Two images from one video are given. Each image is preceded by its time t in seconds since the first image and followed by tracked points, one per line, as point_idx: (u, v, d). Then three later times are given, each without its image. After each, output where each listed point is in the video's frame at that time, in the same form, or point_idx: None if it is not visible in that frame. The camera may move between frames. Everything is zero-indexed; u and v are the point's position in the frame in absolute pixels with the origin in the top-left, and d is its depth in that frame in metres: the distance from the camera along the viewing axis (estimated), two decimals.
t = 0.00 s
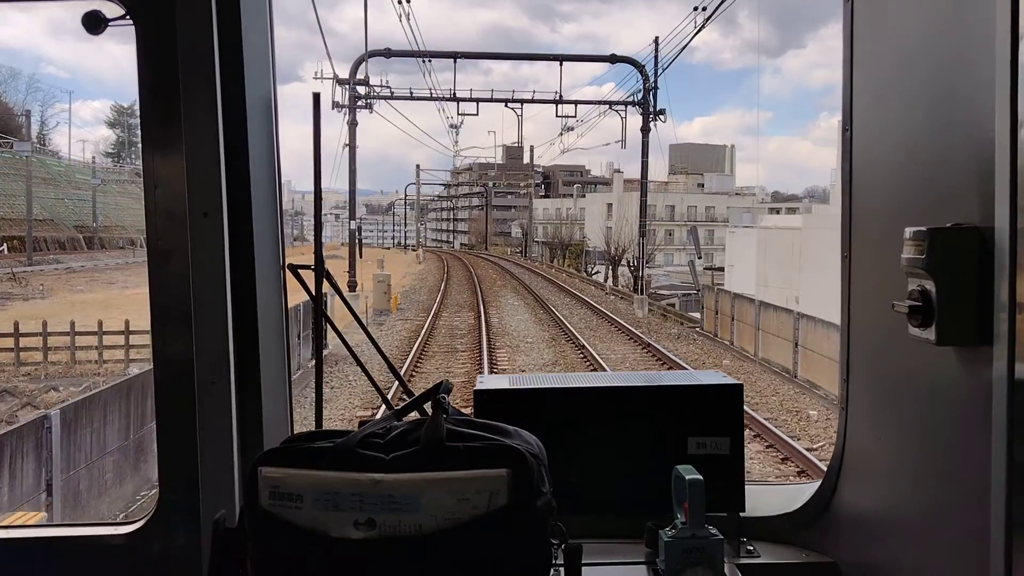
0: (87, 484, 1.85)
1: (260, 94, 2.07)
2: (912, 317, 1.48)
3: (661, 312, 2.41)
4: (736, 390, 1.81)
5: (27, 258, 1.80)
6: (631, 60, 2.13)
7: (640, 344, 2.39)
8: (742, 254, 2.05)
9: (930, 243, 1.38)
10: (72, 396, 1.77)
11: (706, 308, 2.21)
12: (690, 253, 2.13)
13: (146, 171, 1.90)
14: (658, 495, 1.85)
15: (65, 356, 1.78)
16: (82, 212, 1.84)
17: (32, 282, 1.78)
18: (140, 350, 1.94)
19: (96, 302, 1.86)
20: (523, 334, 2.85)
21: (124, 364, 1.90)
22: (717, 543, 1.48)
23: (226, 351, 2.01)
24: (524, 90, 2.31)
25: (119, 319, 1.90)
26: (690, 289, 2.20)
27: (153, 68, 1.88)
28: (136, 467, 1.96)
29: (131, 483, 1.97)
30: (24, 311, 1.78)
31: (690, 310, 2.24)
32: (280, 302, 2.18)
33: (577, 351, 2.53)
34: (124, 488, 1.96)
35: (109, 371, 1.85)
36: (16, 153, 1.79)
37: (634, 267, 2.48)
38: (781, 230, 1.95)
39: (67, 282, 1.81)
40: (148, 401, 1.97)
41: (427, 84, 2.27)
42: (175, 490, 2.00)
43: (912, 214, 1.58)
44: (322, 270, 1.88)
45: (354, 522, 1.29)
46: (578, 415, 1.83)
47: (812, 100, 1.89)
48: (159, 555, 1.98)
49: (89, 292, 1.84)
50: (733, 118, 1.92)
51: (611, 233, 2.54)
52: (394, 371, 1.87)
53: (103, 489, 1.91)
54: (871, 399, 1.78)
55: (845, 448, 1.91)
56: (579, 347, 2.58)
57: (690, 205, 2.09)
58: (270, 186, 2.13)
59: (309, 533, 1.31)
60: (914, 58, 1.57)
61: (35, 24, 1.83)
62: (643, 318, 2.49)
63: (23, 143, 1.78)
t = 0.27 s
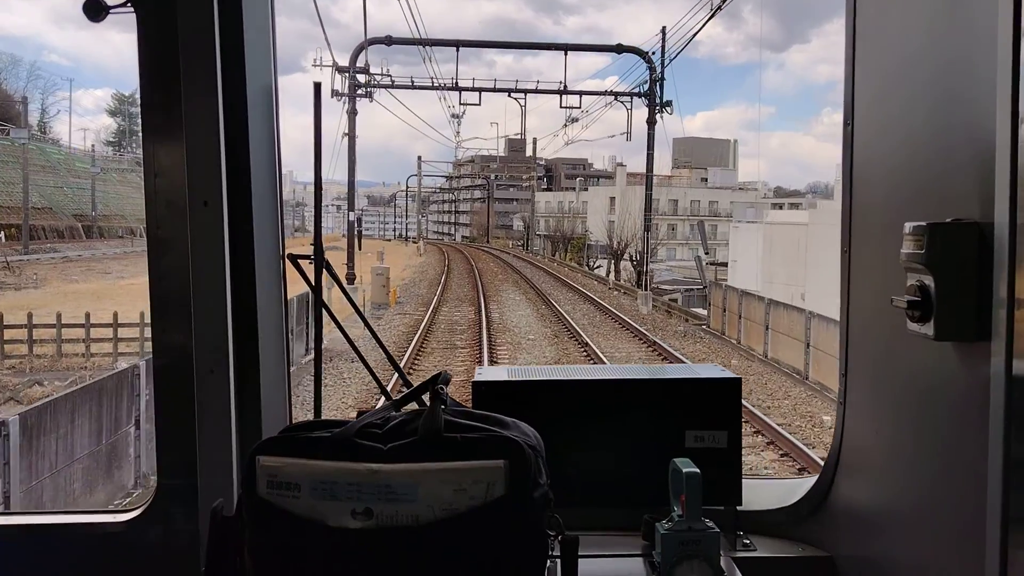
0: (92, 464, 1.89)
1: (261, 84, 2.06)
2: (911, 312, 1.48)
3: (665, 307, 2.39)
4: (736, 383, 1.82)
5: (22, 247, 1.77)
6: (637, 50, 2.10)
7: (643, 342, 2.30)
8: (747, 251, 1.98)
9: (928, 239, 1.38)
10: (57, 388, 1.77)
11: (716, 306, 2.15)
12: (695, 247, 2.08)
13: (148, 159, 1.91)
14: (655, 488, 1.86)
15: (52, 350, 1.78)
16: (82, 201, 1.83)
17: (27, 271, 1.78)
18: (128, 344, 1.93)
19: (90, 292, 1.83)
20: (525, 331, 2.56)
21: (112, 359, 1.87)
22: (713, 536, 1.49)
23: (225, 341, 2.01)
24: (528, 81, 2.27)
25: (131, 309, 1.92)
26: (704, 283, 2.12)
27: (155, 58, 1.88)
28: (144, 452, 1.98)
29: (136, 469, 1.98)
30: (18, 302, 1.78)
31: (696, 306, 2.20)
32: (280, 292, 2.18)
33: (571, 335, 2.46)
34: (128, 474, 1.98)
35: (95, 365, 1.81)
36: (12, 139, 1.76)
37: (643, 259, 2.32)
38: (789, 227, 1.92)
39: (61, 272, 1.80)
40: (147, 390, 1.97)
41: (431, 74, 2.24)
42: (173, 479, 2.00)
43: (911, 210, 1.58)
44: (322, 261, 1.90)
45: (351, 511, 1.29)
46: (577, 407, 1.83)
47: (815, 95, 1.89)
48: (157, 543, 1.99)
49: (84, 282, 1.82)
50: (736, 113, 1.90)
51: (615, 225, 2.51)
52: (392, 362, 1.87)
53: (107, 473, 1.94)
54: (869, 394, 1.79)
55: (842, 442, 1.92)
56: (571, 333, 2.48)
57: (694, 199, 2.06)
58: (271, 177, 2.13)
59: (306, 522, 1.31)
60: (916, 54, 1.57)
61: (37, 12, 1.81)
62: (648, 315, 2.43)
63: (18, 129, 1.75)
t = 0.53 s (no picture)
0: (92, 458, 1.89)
1: (262, 75, 2.06)
2: (912, 307, 1.48)
3: (671, 306, 2.21)
4: (736, 377, 1.81)
5: (18, 239, 1.77)
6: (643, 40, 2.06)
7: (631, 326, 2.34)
8: (752, 245, 1.98)
9: (931, 234, 1.38)
10: (40, 387, 1.76)
11: (722, 303, 2.10)
12: (706, 243, 2.01)
13: (148, 150, 1.90)
14: (655, 481, 1.86)
15: (36, 347, 1.78)
16: (81, 191, 1.84)
17: (21, 263, 1.79)
18: (116, 341, 1.89)
19: (84, 284, 1.84)
20: (528, 328, 2.54)
21: (99, 356, 1.85)
22: (712, 530, 1.49)
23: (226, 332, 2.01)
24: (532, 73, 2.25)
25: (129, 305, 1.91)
26: (709, 281, 2.06)
27: (156, 48, 1.87)
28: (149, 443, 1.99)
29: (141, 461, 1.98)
30: (7, 294, 1.79)
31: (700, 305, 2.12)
32: (280, 284, 2.18)
33: (575, 336, 2.40)
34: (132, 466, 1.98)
35: (81, 363, 1.81)
36: (8, 130, 1.77)
37: (649, 256, 2.25)
38: (795, 223, 1.93)
39: (56, 264, 1.81)
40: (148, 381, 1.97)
41: (433, 65, 2.23)
42: (173, 470, 2.00)
43: (914, 205, 1.57)
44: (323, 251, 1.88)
45: (350, 502, 1.29)
46: (577, 400, 1.83)
47: (818, 91, 1.89)
48: (158, 533, 2.00)
49: (78, 274, 1.83)
50: (739, 108, 1.90)
51: (617, 221, 2.36)
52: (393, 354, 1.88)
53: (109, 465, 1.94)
54: (869, 389, 1.78)
55: (842, 436, 1.92)
56: (576, 333, 2.43)
57: (696, 194, 2.06)
58: (272, 169, 2.13)
59: (306, 512, 1.31)
60: (919, 49, 1.57)
61: (41, 5, 1.82)
62: (652, 313, 2.28)
63: (15, 120, 1.76)
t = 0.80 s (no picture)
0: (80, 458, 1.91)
1: (262, 74, 2.06)
2: (912, 306, 1.48)
3: (677, 308, 2.19)
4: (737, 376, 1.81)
5: (15, 237, 1.81)
6: (647, 34, 2.05)
7: (636, 327, 2.31)
8: (757, 243, 2.00)
9: (931, 234, 1.37)
10: (21, 391, 1.81)
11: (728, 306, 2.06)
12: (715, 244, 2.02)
13: (148, 149, 1.91)
14: (655, 480, 1.86)
15: (18, 351, 1.82)
16: (80, 189, 1.85)
17: (14, 263, 1.82)
18: (101, 345, 1.90)
19: (75, 285, 1.85)
20: (530, 331, 2.42)
21: (83, 361, 1.86)
22: (711, 529, 1.49)
23: (227, 331, 2.01)
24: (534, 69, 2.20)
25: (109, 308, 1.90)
26: (712, 280, 2.04)
27: (156, 47, 1.87)
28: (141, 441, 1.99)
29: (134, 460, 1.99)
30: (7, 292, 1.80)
31: (702, 304, 2.10)
32: (280, 283, 2.18)
33: (578, 338, 2.35)
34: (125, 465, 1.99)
35: (63, 368, 1.83)
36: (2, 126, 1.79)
37: (651, 257, 2.18)
38: (801, 222, 1.95)
39: (50, 263, 1.84)
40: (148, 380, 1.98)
41: (432, 60, 2.19)
42: (173, 469, 2.00)
43: (914, 203, 1.57)
44: (321, 248, 1.90)
45: (350, 501, 1.29)
46: (578, 399, 1.84)
47: (819, 89, 1.89)
48: (158, 531, 2.00)
49: (68, 274, 1.85)
50: (740, 107, 1.90)
51: (619, 221, 2.26)
52: (393, 353, 1.88)
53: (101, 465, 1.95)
54: (870, 388, 1.78)
55: (843, 436, 1.92)
56: (577, 331, 2.41)
57: (701, 193, 2.06)
58: (273, 168, 2.13)
59: (306, 511, 1.31)
60: (920, 47, 1.56)
61: (42, 3, 1.82)
62: (659, 315, 2.25)
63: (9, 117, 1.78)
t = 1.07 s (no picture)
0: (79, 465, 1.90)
1: (263, 72, 2.06)
2: (913, 305, 1.48)
3: (683, 309, 2.16)
4: (738, 375, 1.81)
5: (9, 237, 1.79)
6: (652, 27, 2.06)
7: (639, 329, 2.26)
8: (759, 244, 1.96)
9: (932, 233, 1.37)
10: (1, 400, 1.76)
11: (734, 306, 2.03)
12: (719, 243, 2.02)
13: (149, 148, 1.91)
14: (656, 479, 1.86)
15: None
16: (78, 188, 1.85)
17: (4, 263, 1.79)
18: (85, 350, 1.84)
19: (65, 287, 1.82)
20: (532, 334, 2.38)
21: (65, 367, 1.80)
22: (712, 528, 1.49)
23: (228, 331, 2.01)
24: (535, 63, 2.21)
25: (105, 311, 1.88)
26: (715, 280, 2.02)
27: (156, 46, 1.88)
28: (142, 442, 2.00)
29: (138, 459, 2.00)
30: (8, 292, 1.80)
31: (710, 306, 2.08)
32: (281, 282, 2.18)
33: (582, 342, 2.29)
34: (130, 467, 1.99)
35: (45, 375, 1.78)
36: None
37: (655, 254, 2.16)
38: (808, 221, 1.94)
39: (44, 263, 1.80)
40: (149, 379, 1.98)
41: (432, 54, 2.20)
42: (174, 469, 2.01)
43: (915, 202, 1.57)
44: (323, 249, 1.88)
45: (352, 501, 1.29)
46: (581, 398, 1.83)
47: (821, 89, 1.89)
48: (159, 530, 2.01)
49: (60, 275, 1.81)
50: (742, 106, 1.90)
51: (622, 219, 2.28)
52: (394, 352, 1.88)
53: (98, 467, 1.94)
54: (871, 387, 1.78)
55: (844, 435, 1.92)
56: (577, 329, 2.40)
57: (703, 191, 2.03)
58: (273, 167, 2.13)
59: (307, 510, 1.32)
60: (920, 46, 1.56)
61: (43, 2, 1.82)
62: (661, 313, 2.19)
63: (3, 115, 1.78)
